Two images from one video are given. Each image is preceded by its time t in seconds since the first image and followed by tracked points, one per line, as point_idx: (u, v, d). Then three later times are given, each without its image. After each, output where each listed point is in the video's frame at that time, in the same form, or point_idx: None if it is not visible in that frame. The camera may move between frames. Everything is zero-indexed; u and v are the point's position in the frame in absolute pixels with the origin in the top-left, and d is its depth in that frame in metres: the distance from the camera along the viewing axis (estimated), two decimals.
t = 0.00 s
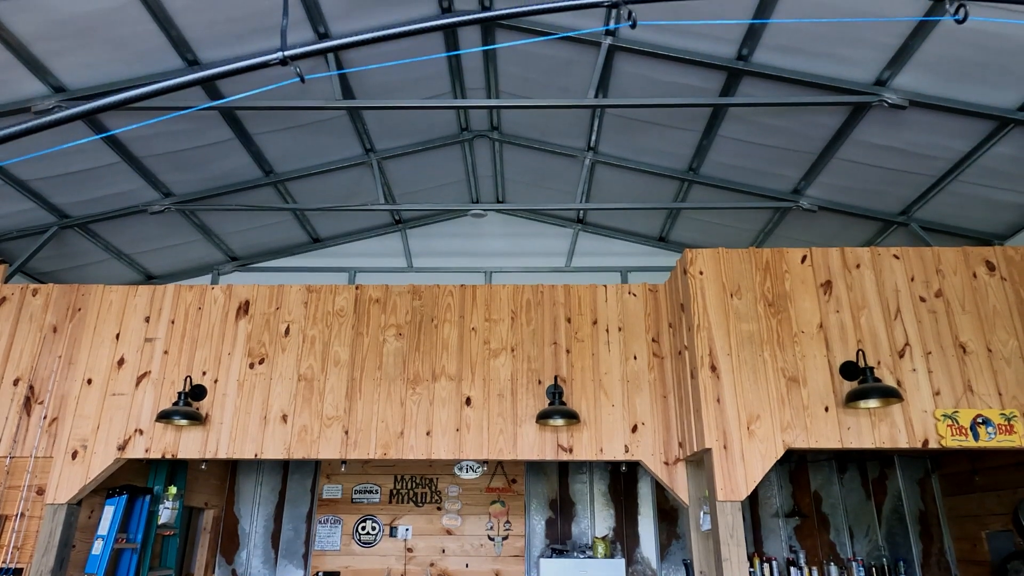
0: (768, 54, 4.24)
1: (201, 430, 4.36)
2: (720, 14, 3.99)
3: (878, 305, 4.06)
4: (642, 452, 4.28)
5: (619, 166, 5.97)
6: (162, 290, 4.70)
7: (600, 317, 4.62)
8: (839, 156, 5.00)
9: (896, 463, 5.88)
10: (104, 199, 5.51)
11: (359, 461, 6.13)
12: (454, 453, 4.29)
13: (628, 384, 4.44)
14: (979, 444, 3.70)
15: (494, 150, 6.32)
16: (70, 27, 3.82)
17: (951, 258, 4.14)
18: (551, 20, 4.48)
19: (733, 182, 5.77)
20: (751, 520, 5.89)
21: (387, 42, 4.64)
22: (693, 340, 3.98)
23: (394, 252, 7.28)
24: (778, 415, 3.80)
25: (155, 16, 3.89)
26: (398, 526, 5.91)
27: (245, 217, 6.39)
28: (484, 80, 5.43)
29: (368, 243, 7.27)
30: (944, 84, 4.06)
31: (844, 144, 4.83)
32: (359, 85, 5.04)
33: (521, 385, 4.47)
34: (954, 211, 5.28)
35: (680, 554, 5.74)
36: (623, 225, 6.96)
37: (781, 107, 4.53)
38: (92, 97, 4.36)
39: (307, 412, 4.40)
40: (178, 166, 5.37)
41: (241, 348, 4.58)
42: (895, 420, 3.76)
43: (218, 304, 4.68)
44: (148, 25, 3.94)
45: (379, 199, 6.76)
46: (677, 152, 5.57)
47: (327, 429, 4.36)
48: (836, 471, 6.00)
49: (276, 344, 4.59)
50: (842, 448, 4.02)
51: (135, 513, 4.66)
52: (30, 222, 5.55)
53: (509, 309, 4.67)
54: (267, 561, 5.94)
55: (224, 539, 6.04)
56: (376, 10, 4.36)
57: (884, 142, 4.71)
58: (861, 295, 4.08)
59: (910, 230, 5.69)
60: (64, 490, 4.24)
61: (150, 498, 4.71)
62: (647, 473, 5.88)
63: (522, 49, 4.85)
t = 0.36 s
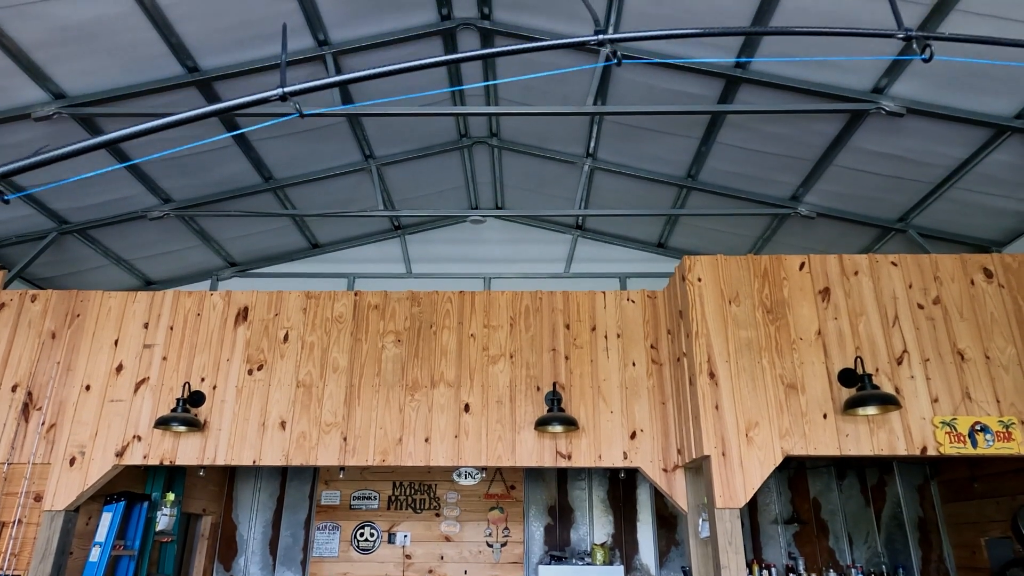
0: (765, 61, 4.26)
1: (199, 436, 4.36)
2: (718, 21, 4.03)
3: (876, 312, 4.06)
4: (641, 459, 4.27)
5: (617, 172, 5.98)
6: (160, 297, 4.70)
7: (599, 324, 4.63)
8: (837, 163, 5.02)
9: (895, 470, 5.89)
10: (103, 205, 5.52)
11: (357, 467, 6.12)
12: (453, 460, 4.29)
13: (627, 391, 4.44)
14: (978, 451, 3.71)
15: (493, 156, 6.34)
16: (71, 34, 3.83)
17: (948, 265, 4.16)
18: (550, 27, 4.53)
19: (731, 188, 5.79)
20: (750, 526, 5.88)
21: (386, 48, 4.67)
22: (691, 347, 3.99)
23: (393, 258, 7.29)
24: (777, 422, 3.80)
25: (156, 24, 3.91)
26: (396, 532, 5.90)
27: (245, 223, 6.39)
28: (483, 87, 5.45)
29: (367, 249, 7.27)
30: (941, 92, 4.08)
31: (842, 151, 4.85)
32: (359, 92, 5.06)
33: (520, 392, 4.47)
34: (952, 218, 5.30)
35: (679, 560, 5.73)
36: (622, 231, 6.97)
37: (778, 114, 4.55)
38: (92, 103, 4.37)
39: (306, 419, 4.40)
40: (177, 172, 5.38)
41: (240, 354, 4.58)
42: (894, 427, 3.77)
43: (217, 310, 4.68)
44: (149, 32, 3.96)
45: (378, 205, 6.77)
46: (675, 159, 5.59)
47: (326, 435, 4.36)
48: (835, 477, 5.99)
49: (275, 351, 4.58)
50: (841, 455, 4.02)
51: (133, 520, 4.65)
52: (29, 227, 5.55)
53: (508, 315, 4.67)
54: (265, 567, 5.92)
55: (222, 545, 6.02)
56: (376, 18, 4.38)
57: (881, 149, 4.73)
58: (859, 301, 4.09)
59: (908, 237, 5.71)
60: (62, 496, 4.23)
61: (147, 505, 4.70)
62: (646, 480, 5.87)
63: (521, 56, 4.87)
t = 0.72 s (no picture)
0: (765, 67, 4.28)
1: (199, 441, 4.36)
2: (717, 27, 4.05)
3: (875, 317, 4.07)
4: (641, 464, 4.27)
5: (618, 177, 6.00)
6: (161, 301, 4.71)
7: (600, 328, 4.63)
8: (837, 168, 5.03)
9: (897, 474, 5.85)
10: (105, 210, 5.53)
11: (357, 472, 6.12)
12: (453, 465, 4.29)
13: (627, 395, 4.45)
14: (978, 457, 3.70)
15: (493, 161, 6.35)
16: (74, 40, 3.86)
17: (948, 270, 4.16)
18: (550, 33, 4.56)
19: (731, 193, 5.80)
20: (751, 531, 5.87)
21: (387, 53, 4.70)
22: (691, 352, 3.99)
23: (393, 263, 7.29)
24: (778, 427, 3.80)
25: (158, 30, 3.93)
26: (396, 537, 5.89)
27: (246, 228, 6.41)
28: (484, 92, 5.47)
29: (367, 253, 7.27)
30: (940, 97, 4.09)
31: (842, 156, 4.86)
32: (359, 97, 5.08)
33: (520, 397, 4.47)
34: (952, 222, 5.31)
35: (680, 565, 5.72)
36: (622, 236, 6.98)
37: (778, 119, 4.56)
38: (94, 109, 4.39)
39: (306, 423, 4.40)
40: (179, 177, 5.40)
41: (240, 359, 4.58)
42: (894, 432, 3.76)
43: (218, 315, 4.68)
44: (150, 38, 3.98)
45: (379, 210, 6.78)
46: (675, 164, 5.60)
47: (326, 440, 4.36)
48: (836, 482, 5.98)
49: (276, 355, 4.59)
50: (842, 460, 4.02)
51: (133, 525, 4.65)
52: (30, 232, 5.57)
53: (508, 320, 4.68)
54: (265, 572, 5.91)
55: (222, 550, 6.02)
56: (377, 23, 4.40)
57: (881, 154, 4.74)
58: (859, 306, 4.09)
59: (908, 241, 5.72)
60: (62, 501, 4.23)
61: (147, 510, 4.72)
62: (647, 485, 5.86)
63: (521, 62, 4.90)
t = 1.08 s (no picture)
0: (763, 71, 4.29)
1: (197, 443, 4.35)
2: (716, 31, 4.06)
3: (874, 320, 4.08)
4: (640, 467, 4.27)
5: (616, 180, 6.01)
6: (160, 304, 4.71)
7: (598, 331, 4.64)
8: (835, 171, 5.04)
9: (894, 478, 5.92)
10: (103, 212, 5.53)
11: (355, 475, 6.11)
12: (452, 467, 4.28)
13: (626, 398, 4.45)
14: (977, 459, 3.70)
15: (492, 164, 6.36)
16: (73, 43, 3.86)
17: (946, 273, 4.17)
18: (549, 37, 4.57)
19: (729, 196, 5.81)
20: (749, 534, 5.86)
21: (386, 56, 4.71)
22: (690, 355, 4.00)
23: (392, 265, 7.30)
24: (776, 430, 3.80)
25: (157, 32, 3.94)
26: (395, 539, 5.89)
27: (244, 230, 6.41)
28: (483, 96, 5.48)
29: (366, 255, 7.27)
30: (937, 101, 4.11)
31: (840, 159, 4.88)
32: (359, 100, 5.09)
33: (519, 399, 4.47)
34: (950, 226, 5.32)
35: (678, 568, 5.72)
36: (621, 238, 6.99)
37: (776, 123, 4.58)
38: (93, 111, 4.39)
39: (304, 426, 4.40)
40: (177, 179, 5.40)
41: (239, 361, 4.58)
42: (892, 435, 3.77)
43: (217, 317, 4.68)
44: (150, 40, 3.99)
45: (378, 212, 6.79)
46: (674, 167, 5.61)
47: (325, 442, 4.36)
48: (834, 485, 5.99)
49: (274, 358, 4.59)
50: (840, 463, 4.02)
51: (131, 528, 4.64)
52: (29, 234, 5.56)
53: (507, 322, 4.68)
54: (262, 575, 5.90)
55: (220, 553, 6.01)
56: (377, 26, 4.41)
57: (879, 158, 4.76)
58: (857, 310, 4.10)
59: (906, 244, 5.73)
60: (60, 504, 4.22)
61: (145, 512, 4.71)
62: (645, 488, 5.86)
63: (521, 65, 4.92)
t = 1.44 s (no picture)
0: (761, 74, 4.30)
1: (194, 446, 4.33)
2: (714, 34, 4.07)
3: (871, 323, 4.08)
4: (638, 470, 4.27)
5: (614, 183, 6.02)
6: (156, 306, 4.69)
7: (596, 334, 4.64)
8: (832, 175, 5.06)
9: (891, 481, 5.93)
10: (100, 213, 5.52)
11: (352, 478, 6.09)
12: (449, 470, 4.27)
13: (623, 401, 4.45)
14: (973, 463, 3.71)
15: (490, 166, 6.36)
16: (71, 44, 3.85)
17: (943, 277, 4.18)
18: (548, 39, 4.58)
19: (727, 200, 5.82)
20: (746, 537, 5.86)
21: (385, 58, 4.71)
22: (688, 358, 4.00)
23: (389, 267, 7.29)
24: (773, 433, 3.80)
25: (155, 33, 3.93)
26: (391, 543, 5.87)
27: (241, 232, 6.39)
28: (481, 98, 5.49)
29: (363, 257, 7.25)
30: (934, 105, 4.13)
31: (837, 163, 4.89)
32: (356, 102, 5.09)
33: (516, 402, 4.46)
34: (946, 230, 5.34)
35: (676, 571, 5.72)
36: (618, 241, 7.00)
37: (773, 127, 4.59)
38: (90, 112, 4.38)
39: (301, 429, 4.38)
40: (174, 181, 5.39)
41: (235, 363, 4.56)
42: (889, 438, 3.77)
43: (214, 319, 4.67)
44: (147, 42, 3.98)
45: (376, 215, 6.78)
46: (671, 170, 5.62)
47: (321, 445, 4.34)
48: (830, 488, 6.00)
49: (271, 360, 4.57)
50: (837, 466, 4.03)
51: (126, 531, 4.61)
52: (24, 235, 5.54)
53: (504, 325, 4.68)
54: None
55: (215, 556, 5.98)
56: (376, 29, 4.42)
57: (875, 162, 4.77)
58: (854, 313, 4.11)
59: (902, 248, 5.75)
60: (55, 507, 4.19)
61: (140, 515, 4.67)
62: (642, 490, 5.87)
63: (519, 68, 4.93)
